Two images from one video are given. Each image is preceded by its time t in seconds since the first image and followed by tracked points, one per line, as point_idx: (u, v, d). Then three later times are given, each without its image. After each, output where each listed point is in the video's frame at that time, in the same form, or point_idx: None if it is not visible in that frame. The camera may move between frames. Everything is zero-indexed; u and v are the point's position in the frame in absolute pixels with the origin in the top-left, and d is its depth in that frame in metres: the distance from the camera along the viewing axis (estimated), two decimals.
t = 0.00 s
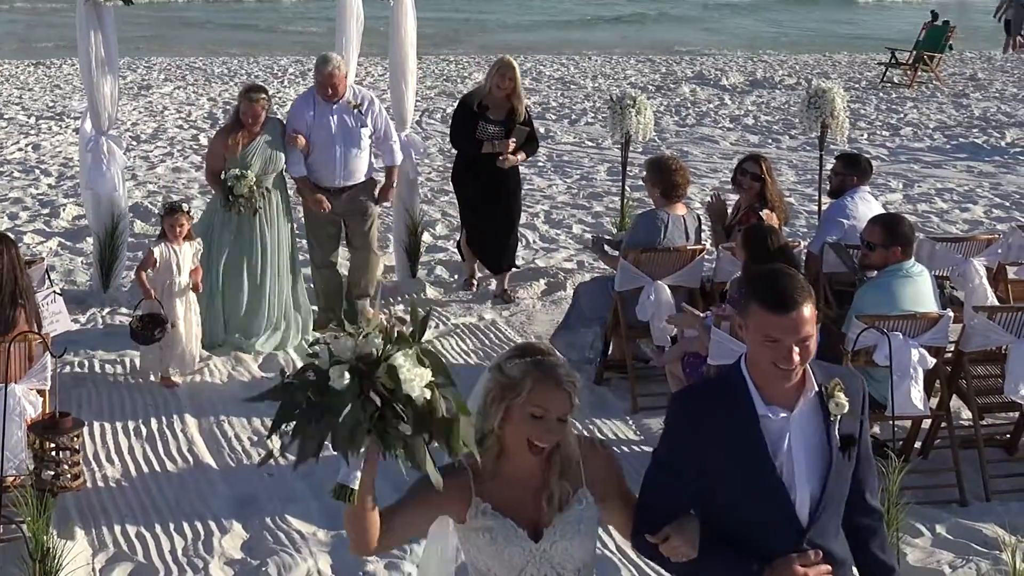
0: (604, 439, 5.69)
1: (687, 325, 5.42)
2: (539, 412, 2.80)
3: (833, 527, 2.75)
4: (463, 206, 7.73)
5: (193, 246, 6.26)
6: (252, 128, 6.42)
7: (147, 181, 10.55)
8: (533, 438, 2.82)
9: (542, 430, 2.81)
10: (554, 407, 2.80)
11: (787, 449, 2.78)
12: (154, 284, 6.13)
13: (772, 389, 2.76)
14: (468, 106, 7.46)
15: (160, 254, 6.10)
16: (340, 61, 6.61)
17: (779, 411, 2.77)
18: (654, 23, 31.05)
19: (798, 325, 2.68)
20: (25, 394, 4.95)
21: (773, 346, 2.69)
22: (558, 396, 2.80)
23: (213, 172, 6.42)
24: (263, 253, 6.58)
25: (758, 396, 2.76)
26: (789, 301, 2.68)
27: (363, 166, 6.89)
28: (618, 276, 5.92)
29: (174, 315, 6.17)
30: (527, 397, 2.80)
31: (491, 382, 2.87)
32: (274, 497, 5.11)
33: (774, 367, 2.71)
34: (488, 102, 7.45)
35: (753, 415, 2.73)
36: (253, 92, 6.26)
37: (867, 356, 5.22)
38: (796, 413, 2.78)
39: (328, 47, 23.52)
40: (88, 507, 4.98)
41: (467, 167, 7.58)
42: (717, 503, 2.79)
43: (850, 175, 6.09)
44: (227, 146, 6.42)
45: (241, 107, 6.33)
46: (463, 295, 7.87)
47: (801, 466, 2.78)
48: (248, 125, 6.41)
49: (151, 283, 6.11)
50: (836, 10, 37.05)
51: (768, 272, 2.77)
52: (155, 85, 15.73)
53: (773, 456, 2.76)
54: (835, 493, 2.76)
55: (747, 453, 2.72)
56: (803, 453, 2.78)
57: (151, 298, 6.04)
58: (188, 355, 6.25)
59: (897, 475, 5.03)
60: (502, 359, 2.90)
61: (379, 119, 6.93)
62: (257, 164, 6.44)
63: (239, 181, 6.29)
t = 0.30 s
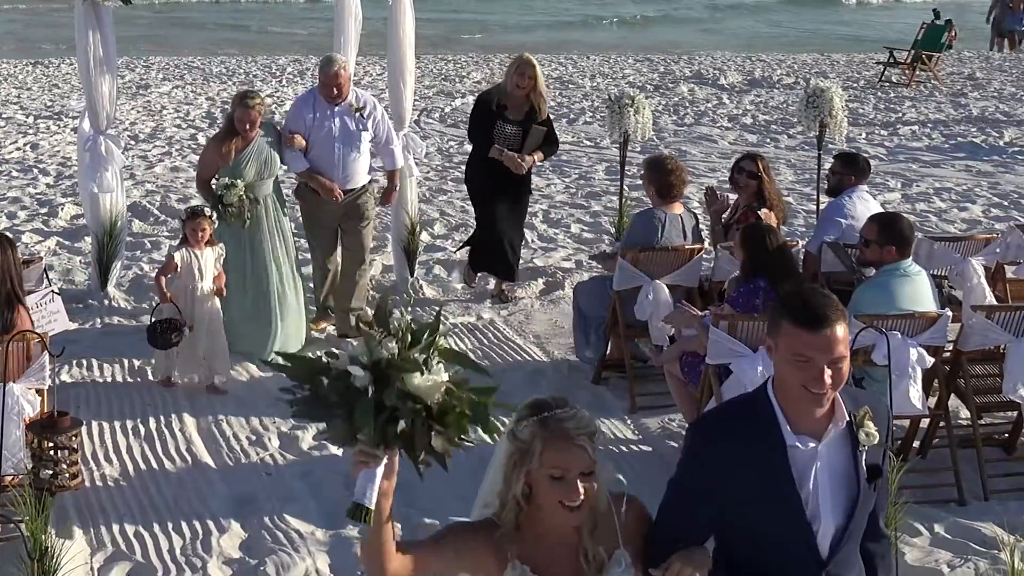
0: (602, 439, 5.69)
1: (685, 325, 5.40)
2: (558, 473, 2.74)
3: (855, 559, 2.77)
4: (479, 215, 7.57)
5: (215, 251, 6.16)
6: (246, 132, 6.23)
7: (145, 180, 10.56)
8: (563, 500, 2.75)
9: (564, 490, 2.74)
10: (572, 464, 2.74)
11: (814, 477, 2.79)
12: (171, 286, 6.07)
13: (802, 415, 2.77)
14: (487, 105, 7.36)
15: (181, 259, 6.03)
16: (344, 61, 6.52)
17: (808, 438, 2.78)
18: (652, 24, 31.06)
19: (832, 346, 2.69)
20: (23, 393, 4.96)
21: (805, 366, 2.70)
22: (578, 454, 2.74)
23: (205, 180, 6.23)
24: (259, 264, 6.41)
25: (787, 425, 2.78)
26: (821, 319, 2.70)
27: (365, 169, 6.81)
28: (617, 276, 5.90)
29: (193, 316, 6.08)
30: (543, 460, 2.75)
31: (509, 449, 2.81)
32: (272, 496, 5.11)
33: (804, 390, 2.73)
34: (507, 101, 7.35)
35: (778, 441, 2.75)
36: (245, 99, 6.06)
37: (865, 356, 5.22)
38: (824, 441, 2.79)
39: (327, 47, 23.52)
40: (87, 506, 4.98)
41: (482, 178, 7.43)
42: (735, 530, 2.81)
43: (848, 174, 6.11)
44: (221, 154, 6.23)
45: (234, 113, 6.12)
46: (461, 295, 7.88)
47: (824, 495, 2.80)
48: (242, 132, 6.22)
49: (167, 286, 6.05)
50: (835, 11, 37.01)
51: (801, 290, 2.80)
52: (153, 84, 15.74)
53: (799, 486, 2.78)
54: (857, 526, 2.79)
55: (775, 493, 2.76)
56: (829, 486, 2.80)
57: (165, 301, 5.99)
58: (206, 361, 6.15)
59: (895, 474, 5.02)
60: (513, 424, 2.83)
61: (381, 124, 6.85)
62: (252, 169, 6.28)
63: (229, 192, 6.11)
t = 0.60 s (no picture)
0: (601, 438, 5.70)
1: (686, 325, 5.37)
2: (611, 481, 2.70)
3: None
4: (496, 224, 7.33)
5: (236, 254, 6.09)
6: (248, 130, 6.20)
7: (145, 180, 10.56)
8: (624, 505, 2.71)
9: (621, 496, 2.70)
10: (624, 472, 2.69)
11: (858, 529, 2.70)
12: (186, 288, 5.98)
13: (844, 464, 2.66)
14: (507, 116, 7.07)
15: (201, 261, 5.96)
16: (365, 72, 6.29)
17: (851, 490, 2.68)
18: (652, 25, 31.07)
19: (876, 389, 2.61)
20: (23, 392, 4.95)
21: (847, 409, 2.62)
22: (626, 457, 2.69)
23: (201, 174, 6.15)
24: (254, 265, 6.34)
25: (833, 475, 2.66)
26: (867, 360, 2.63)
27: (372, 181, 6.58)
28: (616, 276, 5.89)
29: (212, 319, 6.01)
30: (596, 468, 2.71)
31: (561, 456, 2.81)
32: (272, 496, 5.10)
33: (846, 435, 2.62)
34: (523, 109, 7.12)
35: (824, 490, 2.63)
36: (248, 94, 6.04)
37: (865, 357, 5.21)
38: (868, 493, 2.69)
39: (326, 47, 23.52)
40: (87, 506, 4.98)
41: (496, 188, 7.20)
42: None
43: (847, 174, 6.11)
44: (221, 150, 6.17)
45: (237, 110, 6.11)
46: (461, 295, 7.88)
47: (867, 548, 2.71)
48: (243, 128, 6.18)
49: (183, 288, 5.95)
50: (834, 13, 37.01)
51: (846, 330, 2.74)
52: (153, 84, 15.76)
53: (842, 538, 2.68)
54: None
55: (823, 547, 2.62)
56: (873, 538, 2.71)
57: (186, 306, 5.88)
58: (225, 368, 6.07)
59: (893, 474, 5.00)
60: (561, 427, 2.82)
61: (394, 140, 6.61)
62: (251, 167, 6.22)
63: (219, 181, 5.98)
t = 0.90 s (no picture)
0: (601, 438, 5.70)
1: (686, 324, 5.36)
2: (654, 525, 2.74)
3: None
4: (507, 234, 7.18)
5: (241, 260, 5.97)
6: (252, 132, 6.11)
7: (145, 180, 10.57)
8: (663, 551, 2.76)
9: (662, 540, 2.75)
10: (669, 516, 2.73)
11: (906, 556, 2.62)
12: (206, 303, 5.86)
13: (893, 482, 2.59)
14: (524, 119, 6.85)
15: (211, 272, 5.80)
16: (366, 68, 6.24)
17: (899, 512, 2.62)
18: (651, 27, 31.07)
19: (923, 402, 2.54)
20: (22, 392, 4.96)
21: (893, 424, 2.55)
22: (674, 499, 2.73)
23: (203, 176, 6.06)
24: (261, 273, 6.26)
25: (875, 494, 2.62)
26: (911, 373, 2.56)
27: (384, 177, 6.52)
28: (616, 276, 5.88)
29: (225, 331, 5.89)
30: (640, 510, 2.75)
31: (604, 493, 2.83)
32: (271, 496, 5.11)
33: (894, 454, 2.55)
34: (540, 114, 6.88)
35: (865, 514, 2.59)
36: (254, 96, 5.94)
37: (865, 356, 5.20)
38: (916, 515, 2.62)
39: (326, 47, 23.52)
40: (87, 506, 4.98)
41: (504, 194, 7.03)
42: None
43: (847, 174, 6.11)
44: (223, 152, 6.09)
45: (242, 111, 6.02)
46: (461, 296, 7.88)
47: None
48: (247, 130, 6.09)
49: (202, 303, 5.84)
50: (834, 14, 37.00)
51: (890, 342, 2.67)
52: (153, 84, 15.77)
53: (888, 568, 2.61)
54: None
55: None
56: (924, 565, 2.62)
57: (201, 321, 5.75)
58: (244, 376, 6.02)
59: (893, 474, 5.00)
60: (606, 467, 2.85)
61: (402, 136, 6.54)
62: (250, 169, 6.13)
63: (218, 183, 5.87)
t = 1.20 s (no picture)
0: (602, 438, 5.70)
1: (686, 324, 5.36)
2: None
3: None
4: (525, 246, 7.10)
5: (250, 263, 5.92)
6: (256, 139, 6.04)
7: (145, 180, 10.57)
8: None
9: None
10: None
11: None
12: (220, 306, 5.79)
13: (960, 521, 2.56)
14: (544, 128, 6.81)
15: (224, 276, 5.74)
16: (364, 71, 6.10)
17: (966, 550, 2.58)
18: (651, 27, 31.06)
19: (989, 438, 2.51)
20: (23, 392, 4.94)
21: (963, 462, 2.51)
22: (722, 565, 2.72)
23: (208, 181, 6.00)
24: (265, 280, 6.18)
25: (943, 532, 2.57)
26: (977, 407, 2.53)
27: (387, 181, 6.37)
28: (616, 276, 5.89)
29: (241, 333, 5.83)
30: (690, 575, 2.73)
31: (648, 560, 2.80)
32: (272, 495, 5.11)
33: (966, 493, 2.51)
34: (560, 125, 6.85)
35: (932, 555, 2.54)
36: (259, 104, 5.91)
37: (865, 355, 5.19)
38: (984, 553, 2.58)
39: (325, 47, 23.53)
40: (87, 506, 4.97)
41: (520, 205, 6.98)
42: None
43: (847, 174, 6.11)
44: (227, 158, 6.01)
45: (247, 118, 5.98)
46: (461, 296, 7.88)
47: None
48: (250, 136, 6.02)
49: (217, 306, 5.77)
50: (833, 14, 36.99)
51: (944, 373, 2.64)
52: (153, 84, 15.78)
53: None
54: None
55: None
56: None
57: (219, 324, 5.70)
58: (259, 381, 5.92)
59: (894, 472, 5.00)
60: (650, 534, 2.81)
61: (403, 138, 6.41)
62: (254, 179, 6.05)
63: (213, 181, 5.83)
